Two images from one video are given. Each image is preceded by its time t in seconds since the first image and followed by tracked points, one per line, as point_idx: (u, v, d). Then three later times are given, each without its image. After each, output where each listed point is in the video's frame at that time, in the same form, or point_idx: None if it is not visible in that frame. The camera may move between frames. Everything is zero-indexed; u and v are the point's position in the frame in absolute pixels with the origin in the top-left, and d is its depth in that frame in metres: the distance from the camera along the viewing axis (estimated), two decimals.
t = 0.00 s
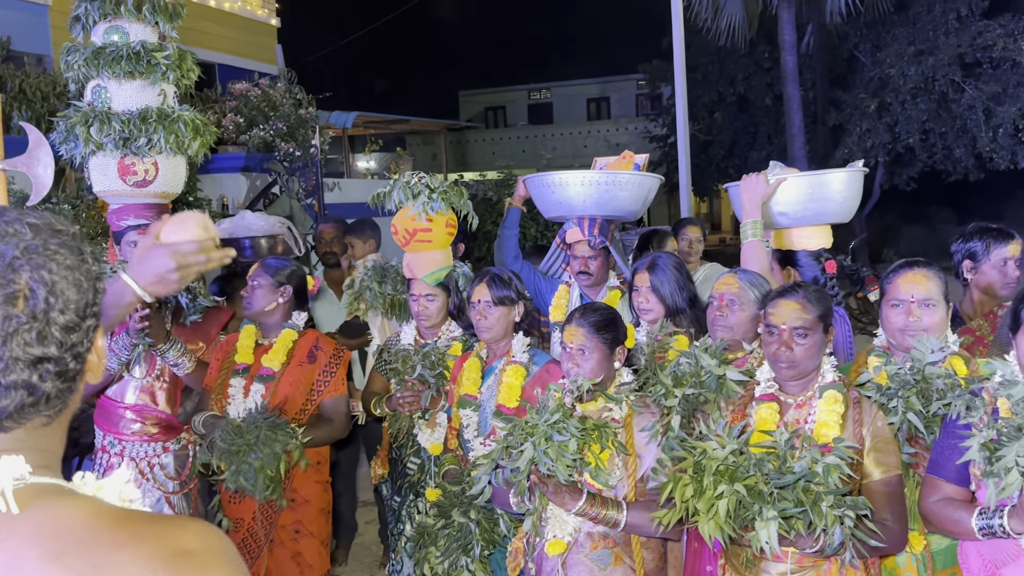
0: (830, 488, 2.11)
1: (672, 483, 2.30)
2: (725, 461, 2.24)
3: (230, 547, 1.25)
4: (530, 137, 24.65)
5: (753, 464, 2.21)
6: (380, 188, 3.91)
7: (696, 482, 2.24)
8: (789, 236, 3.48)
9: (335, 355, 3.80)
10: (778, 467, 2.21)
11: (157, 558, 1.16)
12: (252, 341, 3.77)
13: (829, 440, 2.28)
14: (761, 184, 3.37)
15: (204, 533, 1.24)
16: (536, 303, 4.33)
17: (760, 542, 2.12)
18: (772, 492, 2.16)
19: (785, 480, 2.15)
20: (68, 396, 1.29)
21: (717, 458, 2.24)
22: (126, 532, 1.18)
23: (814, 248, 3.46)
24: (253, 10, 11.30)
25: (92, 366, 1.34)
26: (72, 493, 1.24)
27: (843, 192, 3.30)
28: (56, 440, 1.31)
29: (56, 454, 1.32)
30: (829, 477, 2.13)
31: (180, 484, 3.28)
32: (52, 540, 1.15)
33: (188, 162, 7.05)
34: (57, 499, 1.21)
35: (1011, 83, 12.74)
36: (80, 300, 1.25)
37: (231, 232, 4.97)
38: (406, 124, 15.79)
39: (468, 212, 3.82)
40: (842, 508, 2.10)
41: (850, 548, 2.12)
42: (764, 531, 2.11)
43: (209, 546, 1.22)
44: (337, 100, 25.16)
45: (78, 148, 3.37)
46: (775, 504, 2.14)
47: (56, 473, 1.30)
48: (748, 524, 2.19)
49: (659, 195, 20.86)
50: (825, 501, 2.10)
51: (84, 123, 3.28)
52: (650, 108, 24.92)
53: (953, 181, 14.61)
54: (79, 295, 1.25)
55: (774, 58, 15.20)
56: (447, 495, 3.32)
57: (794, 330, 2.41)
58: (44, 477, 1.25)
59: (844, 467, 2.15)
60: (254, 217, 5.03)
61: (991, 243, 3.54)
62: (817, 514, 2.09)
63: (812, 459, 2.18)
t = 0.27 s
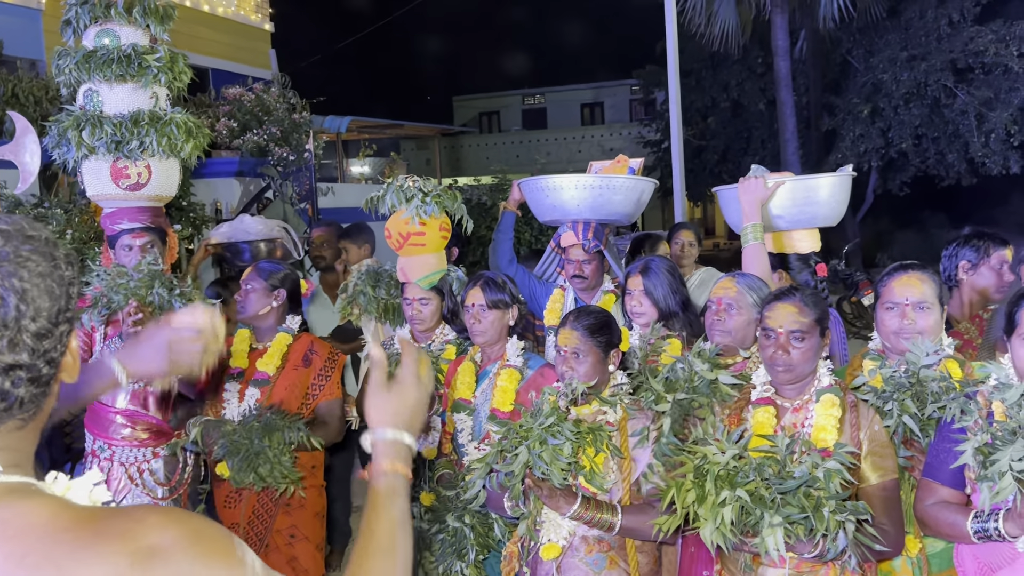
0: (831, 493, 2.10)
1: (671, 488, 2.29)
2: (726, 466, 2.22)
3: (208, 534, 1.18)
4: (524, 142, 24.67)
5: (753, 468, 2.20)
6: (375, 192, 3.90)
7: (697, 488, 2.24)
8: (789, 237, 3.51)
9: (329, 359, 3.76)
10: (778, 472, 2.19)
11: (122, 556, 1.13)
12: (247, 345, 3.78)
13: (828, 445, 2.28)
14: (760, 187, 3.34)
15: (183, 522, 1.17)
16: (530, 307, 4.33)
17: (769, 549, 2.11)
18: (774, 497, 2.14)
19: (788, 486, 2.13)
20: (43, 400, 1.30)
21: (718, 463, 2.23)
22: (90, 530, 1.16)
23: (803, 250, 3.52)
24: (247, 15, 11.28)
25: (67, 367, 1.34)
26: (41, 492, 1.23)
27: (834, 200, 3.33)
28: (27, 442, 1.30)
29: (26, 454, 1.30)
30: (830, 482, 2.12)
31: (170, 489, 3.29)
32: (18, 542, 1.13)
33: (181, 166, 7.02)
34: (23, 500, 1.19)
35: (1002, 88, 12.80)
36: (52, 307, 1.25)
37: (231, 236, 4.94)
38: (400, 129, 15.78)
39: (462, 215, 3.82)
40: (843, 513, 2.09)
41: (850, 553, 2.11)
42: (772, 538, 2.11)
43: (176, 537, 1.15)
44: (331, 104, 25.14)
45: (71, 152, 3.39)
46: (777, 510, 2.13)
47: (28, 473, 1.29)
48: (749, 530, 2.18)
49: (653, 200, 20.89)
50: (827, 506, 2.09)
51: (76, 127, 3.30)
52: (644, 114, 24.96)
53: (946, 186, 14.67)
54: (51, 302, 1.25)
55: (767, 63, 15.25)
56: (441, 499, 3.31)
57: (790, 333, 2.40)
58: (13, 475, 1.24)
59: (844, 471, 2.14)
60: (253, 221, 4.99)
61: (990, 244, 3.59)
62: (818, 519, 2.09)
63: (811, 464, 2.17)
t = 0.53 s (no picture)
0: (831, 497, 2.10)
1: (671, 492, 2.29)
2: (725, 470, 2.22)
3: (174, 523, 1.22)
4: (523, 147, 24.69)
5: (753, 472, 2.19)
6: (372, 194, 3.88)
7: (696, 492, 2.23)
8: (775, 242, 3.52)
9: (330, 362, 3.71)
10: (778, 476, 2.19)
11: (79, 554, 1.15)
12: (245, 349, 3.74)
13: (829, 449, 2.27)
14: (769, 190, 3.31)
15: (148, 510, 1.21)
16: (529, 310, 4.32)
17: (765, 553, 2.10)
18: (774, 501, 2.13)
19: (787, 489, 2.12)
20: (11, 400, 1.31)
21: (717, 467, 2.22)
22: (45, 528, 1.17)
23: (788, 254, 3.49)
24: (246, 19, 11.29)
25: (33, 369, 1.37)
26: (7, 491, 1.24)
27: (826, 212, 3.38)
28: None
29: None
30: (830, 486, 2.12)
31: (170, 492, 3.29)
32: None
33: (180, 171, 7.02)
34: None
35: (1001, 93, 12.83)
36: (17, 305, 1.28)
37: (231, 241, 4.94)
38: (399, 133, 15.79)
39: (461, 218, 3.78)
40: (843, 517, 2.09)
41: (850, 558, 2.11)
42: (770, 542, 2.09)
43: (137, 529, 1.18)
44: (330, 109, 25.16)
45: (67, 156, 3.36)
46: (776, 513, 2.12)
47: None
48: (748, 533, 2.17)
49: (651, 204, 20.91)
50: (826, 510, 2.09)
51: (72, 131, 3.27)
52: (643, 118, 24.99)
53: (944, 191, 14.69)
54: (17, 299, 1.28)
55: (766, 67, 15.27)
56: (441, 503, 3.30)
57: (792, 338, 2.40)
58: None
59: (844, 476, 2.14)
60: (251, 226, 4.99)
61: (984, 248, 3.65)
62: (818, 523, 2.08)
63: (811, 468, 2.17)
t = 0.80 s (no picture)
0: (832, 499, 2.10)
1: (672, 494, 2.30)
2: (726, 471, 2.22)
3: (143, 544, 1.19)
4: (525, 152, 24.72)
5: (754, 474, 2.19)
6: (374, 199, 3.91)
7: (695, 493, 2.23)
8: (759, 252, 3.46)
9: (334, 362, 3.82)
10: (779, 478, 2.19)
11: (46, 560, 1.12)
12: (250, 352, 3.76)
13: (831, 452, 2.27)
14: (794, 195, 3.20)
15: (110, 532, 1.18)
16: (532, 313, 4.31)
17: (760, 552, 2.10)
18: (773, 502, 2.14)
19: (786, 491, 2.13)
20: None
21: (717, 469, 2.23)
22: (18, 532, 1.15)
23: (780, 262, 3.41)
24: (248, 25, 11.32)
25: None
26: None
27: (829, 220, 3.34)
28: None
29: None
30: (830, 488, 2.12)
31: (177, 493, 3.30)
32: None
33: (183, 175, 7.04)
34: None
35: (1003, 97, 12.83)
36: None
37: (234, 244, 4.93)
38: (402, 138, 15.82)
39: (463, 222, 3.83)
40: (843, 519, 2.08)
41: (852, 561, 2.10)
42: (763, 541, 2.09)
43: (109, 542, 1.16)
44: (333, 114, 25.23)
45: (70, 159, 3.38)
46: (775, 515, 2.12)
47: None
48: (748, 536, 2.17)
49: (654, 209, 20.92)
50: (826, 512, 2.09)
51: (76, 134, 3.29)
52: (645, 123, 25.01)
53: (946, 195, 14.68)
54: None
55: (767, 72, 15.29)
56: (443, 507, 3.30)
57: (796, 340, 2.40)
58: None
59: (845, 478, 2.14)
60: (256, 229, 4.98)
61: (976, 251, 3.72)
62: (818, 525, 2.08)
63: (813, 470, 2.17)
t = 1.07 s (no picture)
0: (843, 504, 2.10)
1: (683, 498, 2.29)
2: (737, 476, 2.21)
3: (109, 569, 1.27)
4: (535, 157, 24.75)
5: (765, 479, 2.19)
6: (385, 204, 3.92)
7: (706, 497, 2.22)
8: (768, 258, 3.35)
9: (346, 367, 3.88)
10: (791, 483, 2.19)
11: None
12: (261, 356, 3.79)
13: (844, 457, 2.27)
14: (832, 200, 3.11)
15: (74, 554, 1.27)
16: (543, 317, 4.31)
17: (772, 559, 2.10)
18: (784, 508, 2.13)
19: (798, 496, 2.13)
20: None
21: (728, 473, 2.22)
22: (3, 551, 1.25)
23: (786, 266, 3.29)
24: (260, 31, 11.38)
25: None
26: None
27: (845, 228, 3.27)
28: None
29: None
30: (842, 493, 2.11)
31: (191, 496, 3.31)
32: None
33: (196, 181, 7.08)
34: None
35: (1015, 101, 12.78)
36: None
37: (245, 249, 4.98)
38: (412, 143, 15.86)
39: (473, 228, 3.86)
40: (855, 525, 2.08)
41: (865, 567, 2.09)
42: (775, 548, 2.09)
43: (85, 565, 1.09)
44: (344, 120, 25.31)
45: (80, 164, 3.36)
46: (786, 520, 2.11)
47: None
48: (759, 541, 2.16)
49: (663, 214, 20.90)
50: (838, 518, 2.09)
51: (89, 139, 3.29)
52: (655, 128, 24.99)
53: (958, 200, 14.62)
54: None
55: (778, 77, 15.25)
56: (454, 512, 3.29)
57: (809, 345, 2.39)
58: None
59: (858, 483, 2.13)
60: (266, 234, 5.01)
61: (979, 256, 3.71)
62: (829, 531, 2.07)
63: (825, 475, 2.16)
